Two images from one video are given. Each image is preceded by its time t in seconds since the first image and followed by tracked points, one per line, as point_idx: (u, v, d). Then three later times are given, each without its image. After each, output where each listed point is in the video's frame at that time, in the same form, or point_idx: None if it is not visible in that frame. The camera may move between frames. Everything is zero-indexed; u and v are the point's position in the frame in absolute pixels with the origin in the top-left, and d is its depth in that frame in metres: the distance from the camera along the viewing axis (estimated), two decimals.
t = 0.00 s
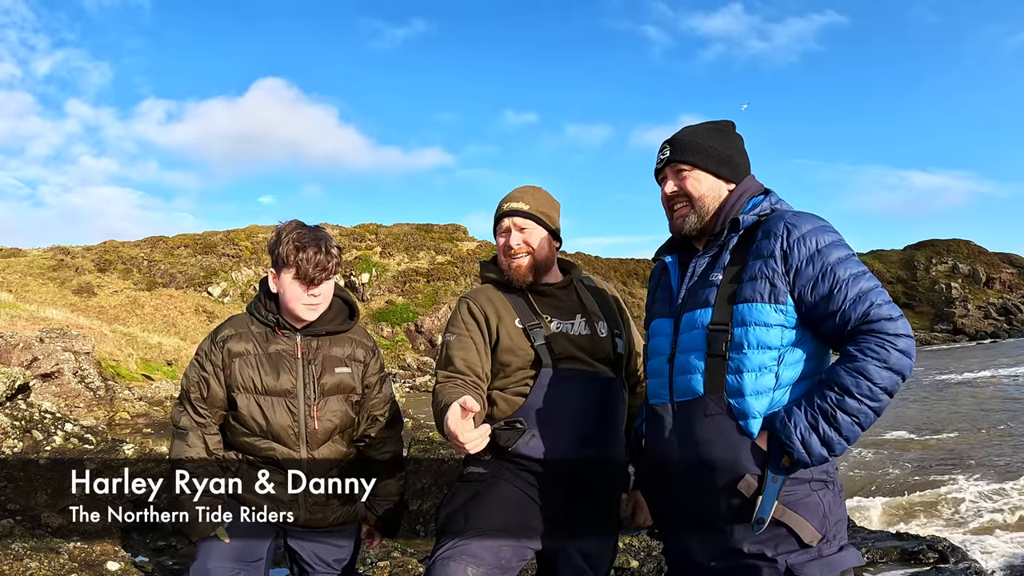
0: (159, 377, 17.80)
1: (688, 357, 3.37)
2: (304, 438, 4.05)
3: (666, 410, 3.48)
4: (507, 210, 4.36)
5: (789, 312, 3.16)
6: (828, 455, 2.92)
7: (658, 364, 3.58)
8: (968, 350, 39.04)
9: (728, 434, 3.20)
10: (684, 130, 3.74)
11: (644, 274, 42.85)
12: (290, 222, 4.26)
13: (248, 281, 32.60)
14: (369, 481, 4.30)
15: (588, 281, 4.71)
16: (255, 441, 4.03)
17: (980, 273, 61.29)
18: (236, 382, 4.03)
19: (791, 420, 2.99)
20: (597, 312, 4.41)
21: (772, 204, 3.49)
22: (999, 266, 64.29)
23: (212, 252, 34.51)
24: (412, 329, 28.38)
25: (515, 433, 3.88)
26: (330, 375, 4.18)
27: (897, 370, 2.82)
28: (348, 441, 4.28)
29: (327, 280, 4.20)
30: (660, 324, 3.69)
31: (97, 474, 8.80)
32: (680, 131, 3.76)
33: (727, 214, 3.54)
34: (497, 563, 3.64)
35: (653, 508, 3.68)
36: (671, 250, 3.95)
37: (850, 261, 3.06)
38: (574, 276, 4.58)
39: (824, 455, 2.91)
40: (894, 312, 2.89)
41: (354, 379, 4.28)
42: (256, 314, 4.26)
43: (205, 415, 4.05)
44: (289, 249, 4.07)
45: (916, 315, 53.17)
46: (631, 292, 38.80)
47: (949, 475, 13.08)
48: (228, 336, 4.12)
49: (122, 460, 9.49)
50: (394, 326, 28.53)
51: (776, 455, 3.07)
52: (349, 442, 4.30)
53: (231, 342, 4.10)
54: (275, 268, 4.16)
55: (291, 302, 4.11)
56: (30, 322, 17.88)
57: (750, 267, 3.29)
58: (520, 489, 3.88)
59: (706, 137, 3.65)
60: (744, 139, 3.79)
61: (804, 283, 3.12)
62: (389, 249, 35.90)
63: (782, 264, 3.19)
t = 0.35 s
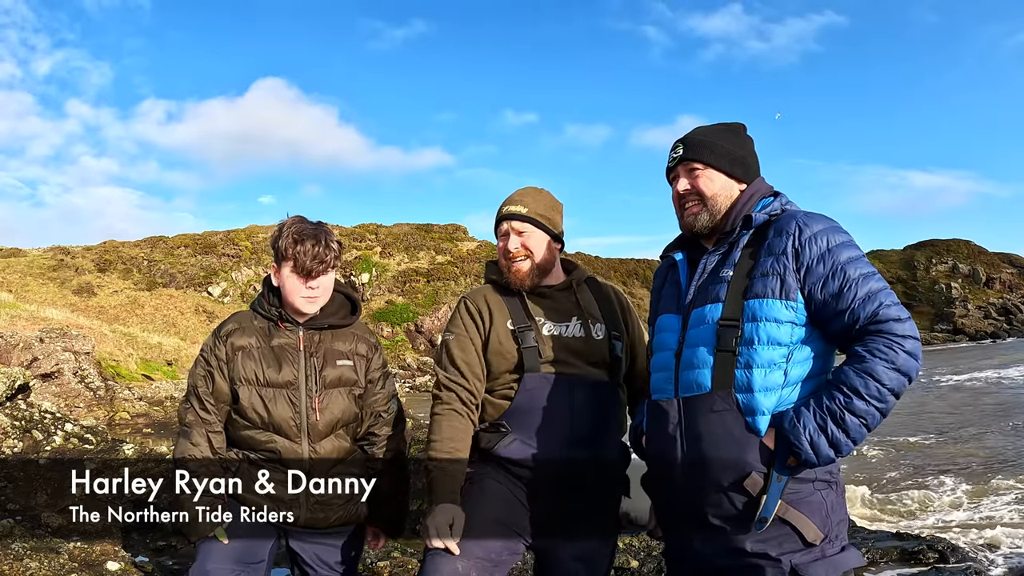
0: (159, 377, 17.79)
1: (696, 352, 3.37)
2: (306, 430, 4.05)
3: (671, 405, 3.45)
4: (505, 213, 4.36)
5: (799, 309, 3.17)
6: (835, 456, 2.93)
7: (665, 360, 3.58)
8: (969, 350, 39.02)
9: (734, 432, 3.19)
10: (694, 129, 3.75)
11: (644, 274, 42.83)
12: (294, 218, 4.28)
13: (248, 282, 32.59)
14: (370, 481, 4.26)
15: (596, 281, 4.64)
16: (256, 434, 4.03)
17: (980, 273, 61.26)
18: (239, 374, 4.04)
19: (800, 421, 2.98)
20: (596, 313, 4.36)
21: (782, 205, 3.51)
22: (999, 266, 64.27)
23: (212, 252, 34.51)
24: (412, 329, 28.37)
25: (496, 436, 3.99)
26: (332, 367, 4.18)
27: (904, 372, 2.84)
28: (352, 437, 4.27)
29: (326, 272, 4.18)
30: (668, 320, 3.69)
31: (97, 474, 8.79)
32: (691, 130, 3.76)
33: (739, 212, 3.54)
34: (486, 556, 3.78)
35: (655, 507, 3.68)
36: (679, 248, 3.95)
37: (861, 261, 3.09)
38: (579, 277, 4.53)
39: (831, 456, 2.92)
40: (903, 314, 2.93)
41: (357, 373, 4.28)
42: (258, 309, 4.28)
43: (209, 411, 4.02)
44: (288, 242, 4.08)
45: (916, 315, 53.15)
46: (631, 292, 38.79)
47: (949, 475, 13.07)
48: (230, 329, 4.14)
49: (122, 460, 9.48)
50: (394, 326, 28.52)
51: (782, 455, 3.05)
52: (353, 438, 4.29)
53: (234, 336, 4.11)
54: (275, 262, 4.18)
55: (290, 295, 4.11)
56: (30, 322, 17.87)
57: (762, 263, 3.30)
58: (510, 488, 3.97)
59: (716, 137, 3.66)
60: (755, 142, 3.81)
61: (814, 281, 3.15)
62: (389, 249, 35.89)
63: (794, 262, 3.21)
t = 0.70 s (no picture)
0: (159, 377, 17.76)
1: (706, 355, 3.33)
2: (307, 422, 4.02)
3: (681, 408, 3.39)
4: (491, 214, 4.35)
5: (810, 310, 3.16)
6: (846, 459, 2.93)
7: (672, 361, 3.53)
8: (969, 351, 38.98)
9: (747, 434, 3.15)
10: (696, 127, 3.74)
11: (644, 274, 42.82)
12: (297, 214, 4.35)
13: (248, 281, 32.57)
14: (370, 481, 4.23)
15: (585, 276, 4.63)
16: (257, 428, 4.02)
17: (981, 273, 61.20)
18: (241, 369, 4.06)
19: (813, 424, 2.97)
20: (584, 310, 4.34)
21: (790, 205, 3.50)
22: (999, 266, 64.22)
23: (212, 252, 34.48)
24: (412, 329, 28.33)
25: (490, 439, 4.04)
26: (334, 361, 4.16)
27: (914, 374, 2.85)
28: (358, 433, 4.23)
29: (305, 265, 4.17)
30: (674, 321, 3.66)
31: (97, 474, 8.77)
32: (693, 128, 3.75)
33: (747, 213, 3.53)
34: (496, 556, 3.77)
35: (662, 509, 3.67)
36: (684, 247, 3.93)
37: (870, 263, 3.10)
38: (566, 274, 4.54)
39: (843, 459, 2.91)
40: (912, 317, 2.94)
41: (360, 367, 4.25)
42: (263, 305, 4.32)
43: (213, 407, 4.02)
44: (272, 235, 4.18)
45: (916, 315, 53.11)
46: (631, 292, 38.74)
47: (951, 476, 13.04)
48: (233, 327, 4.20)
49: (122, 460, 9.46)
50: (394, 326, 28.48)
51: (793, 458, 3.05)
52: (359, 435, 4.25)
53: (238, 333, 4.17)
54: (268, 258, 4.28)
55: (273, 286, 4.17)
56: (30, 322, 17.85)
57: (772, 265, 3.28)
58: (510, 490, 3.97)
59: (720, 135, 3.64)
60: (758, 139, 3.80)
61: (825, 283, 3.14)
62: (389, 249, 35.87)
63: (805, 263, 3.20)
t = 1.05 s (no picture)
0: (159, 377, 17.74)
1: (713, 359, 3.30)
2: (308, 423, 4.00)
3: (689, 412, 3.37)
4: (500, 217, 4.14)
5: (818, 315, 3.15)
6: (853, 462, 2.96)
7: (678, 365, 3.50)
8: (969, 351, 38.97)
9: (755, 438, 3.14)
10: (698, 126, 3.71)
11: (644, 274, 42.82)
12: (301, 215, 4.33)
13: (248, 282, 32.55)
14: (370, 481, 4.20)
15: (580, 276, 4.55)
16: (257, 428, 4.00)
17: (981, 273, 61.18)
18: (243, 370, 4.05)
19: (821, 429, 2.97)
20: (582, 314, 4.27)
21: (794, 206, 3.50)
22: (999, 266, 64.21)
23: (212, 252, 34.47)
24: (411, 329, 28.32)
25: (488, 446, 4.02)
26: (335, 361, 4.14)
27: (921, 378, 2.88)
28: (359, 433, 4.21)
29: (304, 267, 4.14)
30: (679, 324, 3.62)
31: (97, 474, 8.75)
32: (695, 127, 3.72)
33: (751, 214, 3.51)
34: (490, 556, 3.78)
35: (664, 511, 3.68)
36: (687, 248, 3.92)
37: (877, 267, 3.11)
38: (563, 274, 4.44)
39: (851, 463, 2.94)
40: (919, 321, 2.96)
41: (361, 368, 4.23)
42: (265, 307, 4.30)
43: (217, 407, 4.01)
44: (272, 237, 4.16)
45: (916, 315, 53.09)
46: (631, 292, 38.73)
47: (951, 476, 13.02)
48: (235, 329, 4.18)
49: (122, 460, 9.44)
50: (394, 326, 28.47)
51: (801, 462, 3.04)
52: (361, 436, 4.24)
53: (240, 334, 4.15)
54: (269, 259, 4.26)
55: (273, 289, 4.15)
56: (30, 322, 17.83)
57: (780, 268, 3.26)
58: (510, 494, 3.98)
59: (722, 134, 3.61)
60: (759, 136, 3.78)
61: (832, 287, 3.14)
62: (389, 249, 35.85)
63: (812, 267, 3.18)
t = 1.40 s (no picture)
0: (159, 377, 17.72)
1: (717, 360, 3.29)
2: (305, 423, 3.99)
3: (693, 412, 3.35)
4: (515, 206, 4.14)
5: (822, 316, 3.15)
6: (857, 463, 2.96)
7: (681, 366, 3.49)
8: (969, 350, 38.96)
9: (761, 439, 3.13)
10: (700, 124, 3.71)
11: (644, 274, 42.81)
12: (302, 214, 4.33)
13: (248, 282, 32.54)
14: (369, 481, 4.22)
15: (591, 275, 4.51)
16: (255, 427, 3.99)
17: (981, 273, 61.15)
18: (240, 369, 4.05)
19: (826, 430, 2.97)
20: (587, 323, 4.25)
21: (797, 208, 3.51)
22: (999, 265, 64.19)
23: (212, 252, 34.46)
24: (412, 329, 28.30)
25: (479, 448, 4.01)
26: (333, 361, 4.13)
27: (922, 379, 2.89)
28: (357, 433, 4.20)
29: (303, 266, 4.13)
30: (681, 325, 3.60)
31: (98, 474, 8.75)
32: (698, 126, 3.71)
33: (753, 216, 3.50)
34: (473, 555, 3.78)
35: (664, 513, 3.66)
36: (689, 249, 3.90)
37: (880, 269, 3.12)
38: (576, 273, 4.41)
39: (855, 464, 2.94)
40: (920, 323, 2.98)
41: (359, 367, 4.22)
42: (264, 306, 4.31)
43: (217, 405, 4.04)
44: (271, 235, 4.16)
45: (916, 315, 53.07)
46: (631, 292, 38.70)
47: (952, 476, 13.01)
48: (233, 328, 4.18)
49: (122, 460, 9.43)
50: (394, 326, 28.46)
51: (806, 462, 3.05)
52: (359, 436, 4.23)
53: (238, 333, 4.16)
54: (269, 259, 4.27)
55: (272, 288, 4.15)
56: (30, 322, 17.82)
57: (784, 270, 3.25)
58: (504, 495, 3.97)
59: (725, 133, 3.60)
60: (760, 136, 3.77)
61: (836, 289, 3.14)
62: (389, 249, 35.84)
63: (817, 268, 3.18)
